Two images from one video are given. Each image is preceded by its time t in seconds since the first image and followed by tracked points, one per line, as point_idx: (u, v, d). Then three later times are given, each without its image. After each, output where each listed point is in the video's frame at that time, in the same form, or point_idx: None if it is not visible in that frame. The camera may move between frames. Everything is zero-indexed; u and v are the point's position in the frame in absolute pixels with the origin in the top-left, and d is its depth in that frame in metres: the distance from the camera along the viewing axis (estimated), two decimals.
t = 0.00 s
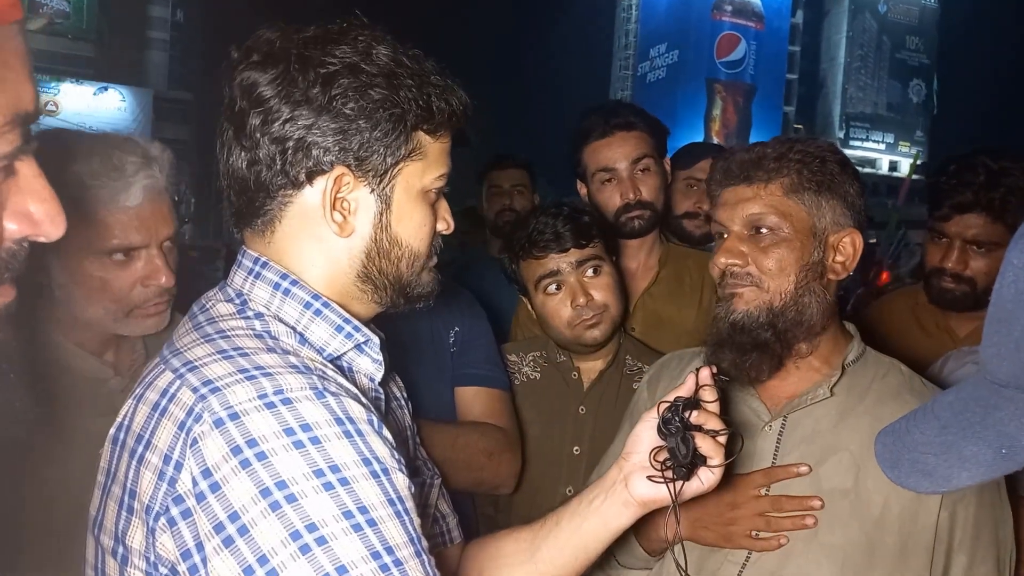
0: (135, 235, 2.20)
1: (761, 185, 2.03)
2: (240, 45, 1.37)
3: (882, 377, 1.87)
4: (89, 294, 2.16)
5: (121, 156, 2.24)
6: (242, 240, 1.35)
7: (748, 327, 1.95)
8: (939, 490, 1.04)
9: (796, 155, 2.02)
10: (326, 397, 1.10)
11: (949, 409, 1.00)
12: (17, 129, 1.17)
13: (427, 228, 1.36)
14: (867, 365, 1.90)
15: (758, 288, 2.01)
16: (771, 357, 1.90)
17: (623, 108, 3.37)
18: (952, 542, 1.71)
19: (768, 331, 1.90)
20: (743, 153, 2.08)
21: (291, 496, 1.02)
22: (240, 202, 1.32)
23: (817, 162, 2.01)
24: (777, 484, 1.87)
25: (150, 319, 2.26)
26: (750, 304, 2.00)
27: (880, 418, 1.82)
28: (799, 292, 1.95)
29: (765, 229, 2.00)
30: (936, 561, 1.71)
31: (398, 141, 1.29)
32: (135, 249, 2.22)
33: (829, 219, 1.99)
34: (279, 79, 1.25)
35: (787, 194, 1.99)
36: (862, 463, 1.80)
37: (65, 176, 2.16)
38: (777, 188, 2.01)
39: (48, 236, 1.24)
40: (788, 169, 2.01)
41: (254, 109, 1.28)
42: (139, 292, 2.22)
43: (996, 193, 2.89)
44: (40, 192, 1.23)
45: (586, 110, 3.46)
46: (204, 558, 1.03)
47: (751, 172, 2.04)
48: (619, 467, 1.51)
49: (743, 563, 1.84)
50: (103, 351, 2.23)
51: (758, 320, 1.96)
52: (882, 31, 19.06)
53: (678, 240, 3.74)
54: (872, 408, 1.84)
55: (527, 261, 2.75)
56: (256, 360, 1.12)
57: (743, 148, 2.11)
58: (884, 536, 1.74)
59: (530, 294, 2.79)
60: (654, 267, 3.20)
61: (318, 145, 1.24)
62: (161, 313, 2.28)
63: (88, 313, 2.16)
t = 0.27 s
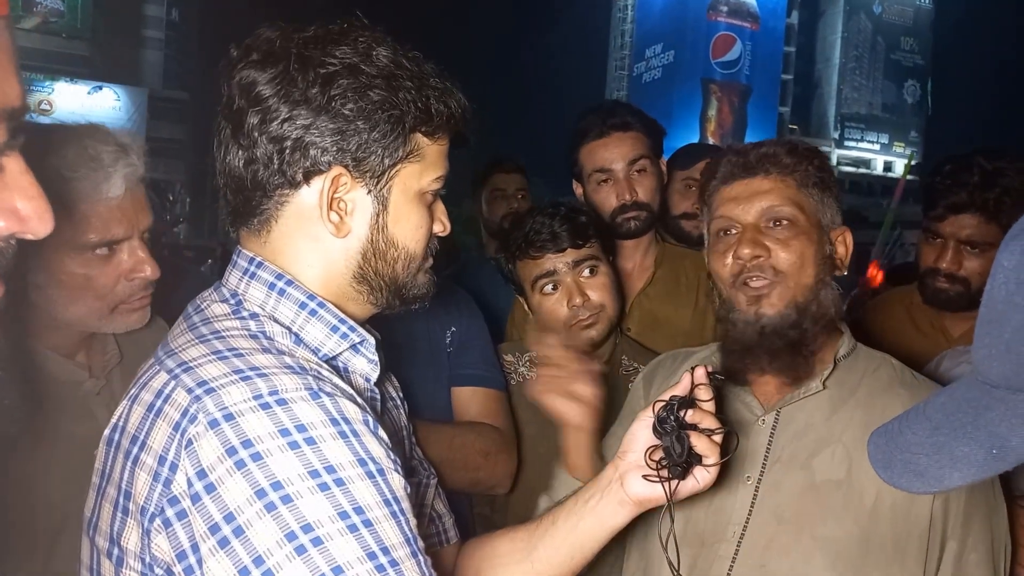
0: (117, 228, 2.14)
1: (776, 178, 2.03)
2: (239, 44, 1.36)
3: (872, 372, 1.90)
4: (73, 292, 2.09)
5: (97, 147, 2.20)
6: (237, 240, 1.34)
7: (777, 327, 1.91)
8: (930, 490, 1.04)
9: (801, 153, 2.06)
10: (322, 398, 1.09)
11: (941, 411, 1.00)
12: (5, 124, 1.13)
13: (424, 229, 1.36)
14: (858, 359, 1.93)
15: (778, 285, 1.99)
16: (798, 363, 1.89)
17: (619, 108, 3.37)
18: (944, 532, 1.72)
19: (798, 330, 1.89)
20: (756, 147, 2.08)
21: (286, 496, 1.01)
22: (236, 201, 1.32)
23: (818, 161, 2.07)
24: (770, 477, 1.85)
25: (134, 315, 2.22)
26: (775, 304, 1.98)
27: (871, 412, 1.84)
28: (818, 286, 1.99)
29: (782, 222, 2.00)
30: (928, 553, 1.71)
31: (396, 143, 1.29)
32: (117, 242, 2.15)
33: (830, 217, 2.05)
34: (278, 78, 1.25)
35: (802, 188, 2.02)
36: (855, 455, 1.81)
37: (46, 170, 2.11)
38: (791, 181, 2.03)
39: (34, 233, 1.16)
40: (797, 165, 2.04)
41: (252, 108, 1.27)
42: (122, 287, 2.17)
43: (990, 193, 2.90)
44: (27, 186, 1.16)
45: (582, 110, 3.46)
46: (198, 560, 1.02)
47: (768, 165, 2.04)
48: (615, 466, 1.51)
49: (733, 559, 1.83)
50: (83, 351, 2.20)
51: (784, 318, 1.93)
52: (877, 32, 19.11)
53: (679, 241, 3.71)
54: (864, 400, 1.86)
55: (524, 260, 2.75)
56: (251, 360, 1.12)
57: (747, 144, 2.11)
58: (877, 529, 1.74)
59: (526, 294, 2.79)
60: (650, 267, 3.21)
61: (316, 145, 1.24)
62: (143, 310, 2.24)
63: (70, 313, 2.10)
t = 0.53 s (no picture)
0: (121, 226, 2.16)
1: (764, 184, 2.01)
2: (242, 44, 1.36)
3: (871, 369, 1.89)
4: (81, 293, 2.10)
5: (96, 146, 2.22)
6: (240, 240, 1.34)
7: (741, 326, 1.94)
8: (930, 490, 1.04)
9: (801, 157, 2.01)
10: (324, 398, 1.09)
11: (941, 410, 1.00)
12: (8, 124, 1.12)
13: (426, 230, 1.36)
14: (858, 356, 1.92)
15: (755, 287, 1.99)
16: (762, 356, 1.91)
17: (619, 108, 3.37)
18: (945, 529, 1.72)
19: (760, 329, 1.89)
20: (750, 151, 2.06)
21: (288, 497, 1.01)
22: (239, 201, 1.32)
23: (820, 165, 2.00)
24: (770, 473, 1.85)
25: (140, 313, 2.25)
26: (745, 303, 1.98)
27: (871, 409, 1.83)
28: (793, 293, 1.94)
29: (764, 227, 1.98)
30: (929, 550, 1.72)
31: (398, 143, 1.29)
32: (123, 240, 2.17)
33: (826, 223, 1.99)
34: (281, 79, 1.25)
35: (790, 194, 1.98)
36: (854, 452, 1.81)
37: (47, 172, 2.13)
38: (781, 187, 1.99)
39: (32, 229, 1.12)
40: (792, 170, 2.00)
41: (255, 108, 1.27)
42: (131, 285, 2.18)
43: (990, 194, 2.89)
44: (23, 181, 1.12)
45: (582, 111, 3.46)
46: (200, 560, 1.03)
47: (756, 170, 2.02)
48: (616, 467, 1.51)
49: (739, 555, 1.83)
50: (84, 352, 2.21)
51: (751, 318, 1.94)
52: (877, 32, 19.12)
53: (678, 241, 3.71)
54: (864, 397, 1.85)
55: (524, 260, 2.75)
56: (254, 361, 1.12)
57: (747, 144, 2.09)
58: (878, 524, 1.74)
59: (526, 294, 2.79)
60: (650, 267, 3.21)
61: (319, 146, 1.24)
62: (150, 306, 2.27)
63: (76, 313, 2.10)
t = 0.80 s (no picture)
0: (130, 222, 2.14)
1: (765, 185, 2.01)
2: (229, 40, 1.35)
3: (874, 371, 1.90)
4: (85, 288, 2.09)
5: (106, 142, 2.21)
6: (228, 238, 1.33)
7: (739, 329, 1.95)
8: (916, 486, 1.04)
9: (805, 159, 2.01)
10: (313, 398, 1.09)
11: (928, 405, 1.02)
12: None
13: (415, 229, 1.35)
14: (861, 358, 1.93)
15: (755, 289, 2.00)
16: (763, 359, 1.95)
17: (609, 107, 3.38)
18: (945, 532, 1.75)
19: (762, 334, 1.94)
20: (752, 152, 2.06)
21: (276, 497, 1.01)
22: (227, 199, 1.31)
23: (824, 167, 2.00)
24: (773, 473, 1.85)
25: (147, 308, 2.23)
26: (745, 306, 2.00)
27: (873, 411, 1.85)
28: (793, 296, 1.95)
29: (765, 230, 1.99)
30: (928, 550, 1.74)
31: (388, 142, 1.28)
32: (131, 237, 2.15)
33: (830, 225, 1.99)
34: (269, 76, 1.24)
35: (792, 197, 1.99)
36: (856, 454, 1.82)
37: (54, 167, 2.10)
38: (783, 189, 2.00)
39: (21, 227, 1.07)
40: (795, 172, 2.00)
41: (242, 106, 1.26)
42: (138, 281, 2.17)
43: (977, 193, 2.92)
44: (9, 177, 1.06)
45: (571, 109, 3.46)
46: (187, 561, 1.02)
47: (757, 171, 2.02)
48: (606, 466, 1.51)
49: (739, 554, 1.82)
50: (90, 348, 2.21)
51: (751, 322, 1.97)
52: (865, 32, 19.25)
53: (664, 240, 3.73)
54: (868, 398, 1.86)
55: (514, 258, 2.75)
56: (242, 360, 1.11)
57: (750, 145, 2.09)
58: (879, 526, 1.76)
59: (516, 292, 2.79)
60: (639, 265, 3.22)
61: (307, 144, 1.23)
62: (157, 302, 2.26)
63: (83, 308, 2.10)
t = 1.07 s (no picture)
0: (133, 218, 2.18)
1: (779, 185, 2.00)
2: (223, 36, 1.34)
3: (887, 372, 1.88)
4: (90, 284, 2.11)
5: (109, 140, 2.23)
6: (221, 236, 1.32)
7: (750, 330, 1.96)
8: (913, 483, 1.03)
9: (820, 158, 1.99)
10: (305, 397, 1.08)
11: (926, 403, 1.01)
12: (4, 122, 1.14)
13: (410, 227, 1.34)
14: (874, 359, 1.91)
15: (765, 291, 2.01)
16: (772, 360, 1.91)
17: (608, 104, 3.37)
18: (959, 538, 1.72)
19: (770, 335, 1.90)
20: (766, 151, 2.05)
21: (267, 497, 1.00)
22: (219, 197, 1.30)
23: (839, 167, 1.98)
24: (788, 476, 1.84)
25: (150, 304, 2.25)
26: (756, 307, 2.00)
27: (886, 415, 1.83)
28: (805, 297, 1.94)
29: (777, 230, 1.98)
30: (942, 556, 1.72)
31: (381, 138, 1.27)
32: (134, 233, 2.19)
33: (844, 226, 1.98)
34: (261, 73, 1.23)
35: (806, 198, 1.98)
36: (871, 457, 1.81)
37: (56, 163, 2.14)
38: (796, 190, 1.98)
39: (30, 233, 1.18)
40: (809, 171, 1.98)
41: (234, 103, 1.25)
42: (141, 277, 2.20)
43: (980, 190, 2.91)
44: (20, 186, 1.17)
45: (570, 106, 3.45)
46: (178, 561, 1.01)
47: (771, 171, 2.01)
48: (603, 464, 1.50)
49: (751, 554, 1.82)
50: (96, 343, 2.25)
51: (760, 324, 1.96)
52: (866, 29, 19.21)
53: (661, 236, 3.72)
54: (881, 400, 1.84)
55: (512, 256, 2.74)
56: (233, 359, 1.10)
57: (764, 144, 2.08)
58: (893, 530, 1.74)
59: (514, 290, 2.78)
60: (638, 262, 3.20)
61: (300, 141, 1.22)
62: (160, 296, 2.28)
63: (88, 304, 2.12)
